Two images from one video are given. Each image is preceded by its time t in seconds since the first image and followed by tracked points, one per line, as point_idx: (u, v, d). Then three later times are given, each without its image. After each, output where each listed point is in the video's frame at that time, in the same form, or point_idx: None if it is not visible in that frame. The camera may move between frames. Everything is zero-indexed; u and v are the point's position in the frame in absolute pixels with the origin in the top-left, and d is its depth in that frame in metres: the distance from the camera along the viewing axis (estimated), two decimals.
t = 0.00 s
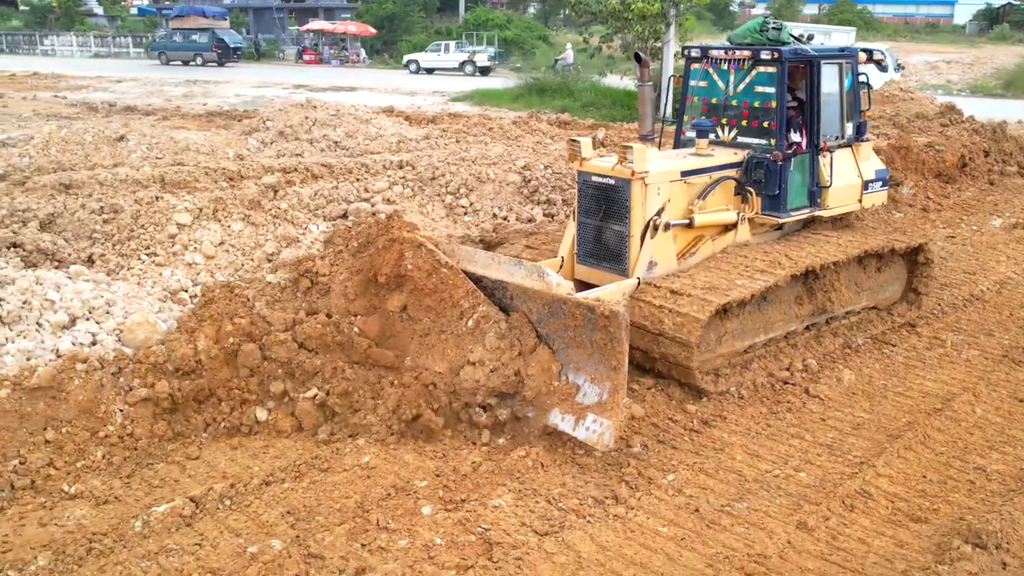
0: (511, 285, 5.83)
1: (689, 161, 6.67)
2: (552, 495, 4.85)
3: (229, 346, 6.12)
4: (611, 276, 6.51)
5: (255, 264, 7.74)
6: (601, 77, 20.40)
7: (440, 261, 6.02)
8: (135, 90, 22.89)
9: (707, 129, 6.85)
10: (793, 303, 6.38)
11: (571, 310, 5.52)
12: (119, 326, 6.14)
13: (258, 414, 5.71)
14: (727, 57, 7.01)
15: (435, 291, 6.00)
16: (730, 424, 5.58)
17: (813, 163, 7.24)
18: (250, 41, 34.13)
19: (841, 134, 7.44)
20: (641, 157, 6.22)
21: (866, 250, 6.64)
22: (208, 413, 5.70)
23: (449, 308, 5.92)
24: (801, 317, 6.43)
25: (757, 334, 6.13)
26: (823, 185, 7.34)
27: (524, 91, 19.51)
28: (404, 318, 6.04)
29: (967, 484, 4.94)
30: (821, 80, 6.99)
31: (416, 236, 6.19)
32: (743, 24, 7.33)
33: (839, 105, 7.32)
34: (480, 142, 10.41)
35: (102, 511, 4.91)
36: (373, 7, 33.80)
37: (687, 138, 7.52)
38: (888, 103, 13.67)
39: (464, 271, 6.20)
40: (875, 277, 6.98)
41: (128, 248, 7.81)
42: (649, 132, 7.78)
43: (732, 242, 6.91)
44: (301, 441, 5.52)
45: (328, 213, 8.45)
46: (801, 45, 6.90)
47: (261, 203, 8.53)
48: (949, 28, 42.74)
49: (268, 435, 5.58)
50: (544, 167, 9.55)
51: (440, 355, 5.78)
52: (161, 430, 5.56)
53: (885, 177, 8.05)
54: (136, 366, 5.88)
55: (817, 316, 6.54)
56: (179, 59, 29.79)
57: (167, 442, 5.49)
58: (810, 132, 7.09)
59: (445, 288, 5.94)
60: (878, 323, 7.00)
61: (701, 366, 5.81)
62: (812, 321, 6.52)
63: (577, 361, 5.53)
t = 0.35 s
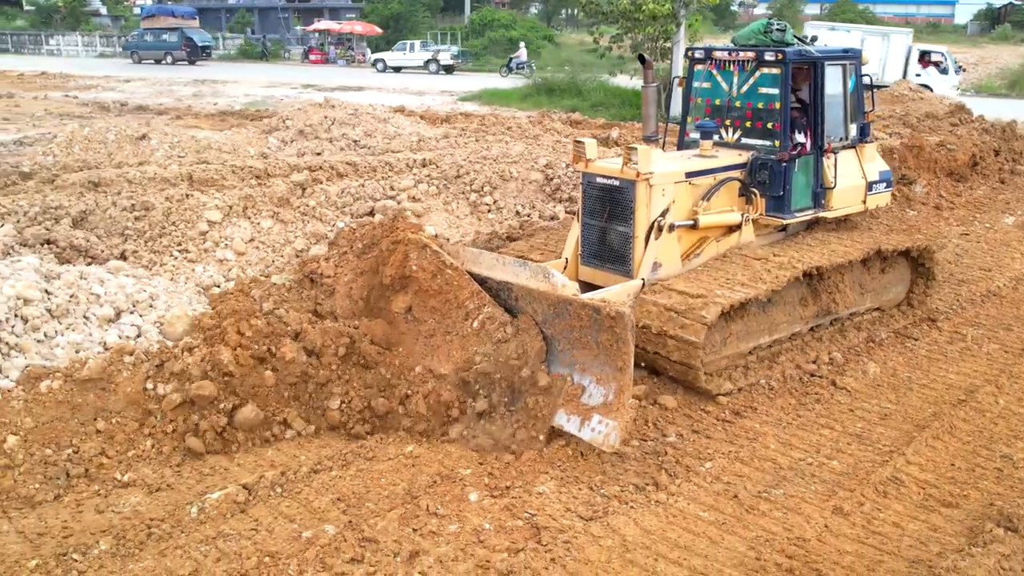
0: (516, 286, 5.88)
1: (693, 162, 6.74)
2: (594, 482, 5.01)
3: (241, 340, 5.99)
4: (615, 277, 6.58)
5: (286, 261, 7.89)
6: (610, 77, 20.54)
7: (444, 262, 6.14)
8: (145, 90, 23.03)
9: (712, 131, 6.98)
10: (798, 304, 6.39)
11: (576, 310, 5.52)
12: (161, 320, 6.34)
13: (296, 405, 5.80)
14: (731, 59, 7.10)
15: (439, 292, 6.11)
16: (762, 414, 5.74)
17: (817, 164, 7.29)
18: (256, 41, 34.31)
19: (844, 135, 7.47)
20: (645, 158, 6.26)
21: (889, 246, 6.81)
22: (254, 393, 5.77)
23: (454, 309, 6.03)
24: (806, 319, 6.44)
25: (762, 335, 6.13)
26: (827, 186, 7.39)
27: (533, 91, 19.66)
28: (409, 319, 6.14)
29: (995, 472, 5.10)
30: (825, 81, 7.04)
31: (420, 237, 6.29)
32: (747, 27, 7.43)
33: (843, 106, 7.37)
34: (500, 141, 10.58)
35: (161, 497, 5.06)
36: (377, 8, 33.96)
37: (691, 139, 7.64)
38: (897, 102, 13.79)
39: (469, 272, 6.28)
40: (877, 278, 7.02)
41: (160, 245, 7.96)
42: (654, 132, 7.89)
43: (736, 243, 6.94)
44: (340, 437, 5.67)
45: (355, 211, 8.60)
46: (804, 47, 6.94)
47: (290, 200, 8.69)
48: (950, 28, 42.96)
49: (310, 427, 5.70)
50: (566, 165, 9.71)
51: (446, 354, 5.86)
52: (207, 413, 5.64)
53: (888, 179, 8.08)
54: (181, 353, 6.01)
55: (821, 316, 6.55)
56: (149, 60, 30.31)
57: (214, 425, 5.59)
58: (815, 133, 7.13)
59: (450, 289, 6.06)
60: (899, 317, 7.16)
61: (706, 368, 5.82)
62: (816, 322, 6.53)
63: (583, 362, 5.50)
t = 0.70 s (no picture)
0: (521, 286, 5.78)
1: (698, 162, 6.75)
2: (633, 468, 5.16)
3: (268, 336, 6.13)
4: (619, 277, 6.62)
5: (315, 256, 8.04)
6: (618, 77, 20.70)
7: (449, 264, 6.01)
8: (155, 89, 23.22)
9: (715, 132, 7.00)
10: (801, 304, 6.41)
11: (581, 311, 5.45)
12: (199, 313, 6.51)
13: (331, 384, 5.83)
14: (734, 59, 7.10)
15: (444, 293, 5.99)
16: (791, 404, 5.90)
17: (821, 164, 7.25)
18: (261, 41, 34.48)
19: (848, 135, 7.54)
20: (649, 158, 6.30)
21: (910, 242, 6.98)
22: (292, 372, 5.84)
23: (459, 309, 5.90)
24: (809, 319, 6.46)
25: (766, 336, 6.15)
26: (830, 186, 7.37)
27: (542, 90, 19.84)
28: (413, 321, 6.03)
29: (1020, 459, 5.27)
30: (828, 82, 7.04)
31: (425, 238, 6.19)
32: (751, 27, 7.42)
33: (845, 106, 7.39)
34: (519, 139, 10.76)
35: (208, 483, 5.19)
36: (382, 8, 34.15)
37: (694, 139, 7.65)
38: (907, 102, 13.93)
39: (472, 273, 6.16)
40: (880, 279, 7.05)
41: (191, 241, 8.10)
42: (658, 133, 8.00)
43: (738, 244, 6.99)
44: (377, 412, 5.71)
45: (381, 208, 8.75)
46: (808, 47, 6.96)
47: (317, 197, 8.85)
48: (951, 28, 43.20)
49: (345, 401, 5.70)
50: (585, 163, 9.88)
51: (450, 356, 5.74)
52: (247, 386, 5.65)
53: (890, 179, 8.09)
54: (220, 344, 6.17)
55: (824, 317, 6.56)
56: (120, 59, 31.35)
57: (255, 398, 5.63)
58: (818, 134, 7.14)
59: (454, 290, 5.94)
60: (919, 311, 7.33)
61: (726, 360, 5.88)
62: (819, 323, 6.55)
63: (586, 363, 5.44)
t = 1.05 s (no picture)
0: (526, 287, 5.73)
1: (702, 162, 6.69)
2: (670, 454, 5.32)
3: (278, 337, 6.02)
4: (623, 277, 6.52)
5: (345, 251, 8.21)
6: (625, 77, 20.89)
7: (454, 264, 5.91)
8: (165, 88, 23.41)
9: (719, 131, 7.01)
10: (807, 304, 6.37)
11: (586, 311, 5.45)
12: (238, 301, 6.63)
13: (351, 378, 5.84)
14: (738, 58, 7.08)
15: (449, 293, 5.91)
16: (818, 393, 6.07)
17: (824, 164, 7.30)
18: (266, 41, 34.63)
19: (852, 135, 7.58)
20: (654, 157, 6.22)
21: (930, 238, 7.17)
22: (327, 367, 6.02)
23: (464, 309, 5.83)
24: (814, 318, 6.42)
25: (770, 335, 6.12)
26: (833, 186, 7.42)
27: (551, 89, 20.02)
28: (420, 321, 6.00)
29: None
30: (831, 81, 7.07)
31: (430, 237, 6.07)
32: (755, 27, 7.46)
33: (848, 106, 7.42)
34: (538, 137, 10.93)
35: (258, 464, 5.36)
36: (387, 8, 34.32)
37: (697, 139, 7.57)
38: (915, 101, 14.07)
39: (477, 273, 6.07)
40: (884, 277, 7.00)
41: (222, 236, 8.25)
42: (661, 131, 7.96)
43: (743, 242, 6.95)
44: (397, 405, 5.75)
45: (407, 204, 8.92)
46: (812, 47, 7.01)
47: (344, 193, 9.03)
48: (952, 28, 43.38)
49: (370, 390, 5.80)
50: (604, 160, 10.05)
51: (458, 355, 5.72)
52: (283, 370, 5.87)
53: (894, 179, 8.12)
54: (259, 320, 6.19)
55: (829, 316, 6.53)
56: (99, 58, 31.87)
57: (294, 385, 5.73)
58: (821, 134, 7.17)
59: (460, 290, 5.86)
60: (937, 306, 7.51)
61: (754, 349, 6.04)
62: (824, 322, 6.51)
63: (592, 363, 5.45)
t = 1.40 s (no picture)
0: (531, 287, 5.83)
1: (707, 162, 6.76)
2: (705, 442, 5.49)
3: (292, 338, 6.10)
4: (628, 276, 6.59)
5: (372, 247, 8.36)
6: (633, 77, 21.05)
7: (461, 263, 6.03)
8: (174, 88, 23.52)
9: (724, 131, 7.07)
10: (810, 304, 6.44)
11: (592, 311, 5.53)
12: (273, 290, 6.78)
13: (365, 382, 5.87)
14: (742, 59, 7.14)
15: (455, 292, 6.01)
16: (845, 383, 6.24)
17: (828, 165, 7.35)
18: (271, 41, 34.78)
19: (855, 136, 7.62)
20: (658, 157, 6.30)
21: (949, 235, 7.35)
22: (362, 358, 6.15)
23: (470, 309, 5.92)
24: (818, 319, 6.48)
25: (774, 335, 6.19)
26: (837, 186, 7.45)
27: (560, 89, 20.18)
28: (426, 320, 6.10)
29: None
30: (835, 82, 7.11)
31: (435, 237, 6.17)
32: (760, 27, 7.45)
33: (852, 106, 7.45)
34: (556, 136, 11.11)
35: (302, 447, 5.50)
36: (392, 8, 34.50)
37: (702, 139, 7.67)
38: (925, 100, 14.21)
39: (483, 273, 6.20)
40: (889, 278, 7.03)
41: (251, 232, 8.41)
42: (666, 131, 8.01)
43: (748, 242, 6.96)
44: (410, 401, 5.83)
45: (432, 201, 9.08)
46: (816, 48, 7.06)
47: (371, 190, 9.21)
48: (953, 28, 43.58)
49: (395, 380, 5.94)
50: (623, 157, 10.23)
51: (463, 355, 5.81)
52: (312, 362, 5.99)
53: (898, 179, 8.12)
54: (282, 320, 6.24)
55: (833, 316, 6.58)
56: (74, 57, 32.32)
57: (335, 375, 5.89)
58: (825, 134, 7.21)
59: (466, 289, 5.95)
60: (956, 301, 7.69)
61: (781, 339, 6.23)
62: (828, 322, 6.57)
63: (598, 362, 5.55)
